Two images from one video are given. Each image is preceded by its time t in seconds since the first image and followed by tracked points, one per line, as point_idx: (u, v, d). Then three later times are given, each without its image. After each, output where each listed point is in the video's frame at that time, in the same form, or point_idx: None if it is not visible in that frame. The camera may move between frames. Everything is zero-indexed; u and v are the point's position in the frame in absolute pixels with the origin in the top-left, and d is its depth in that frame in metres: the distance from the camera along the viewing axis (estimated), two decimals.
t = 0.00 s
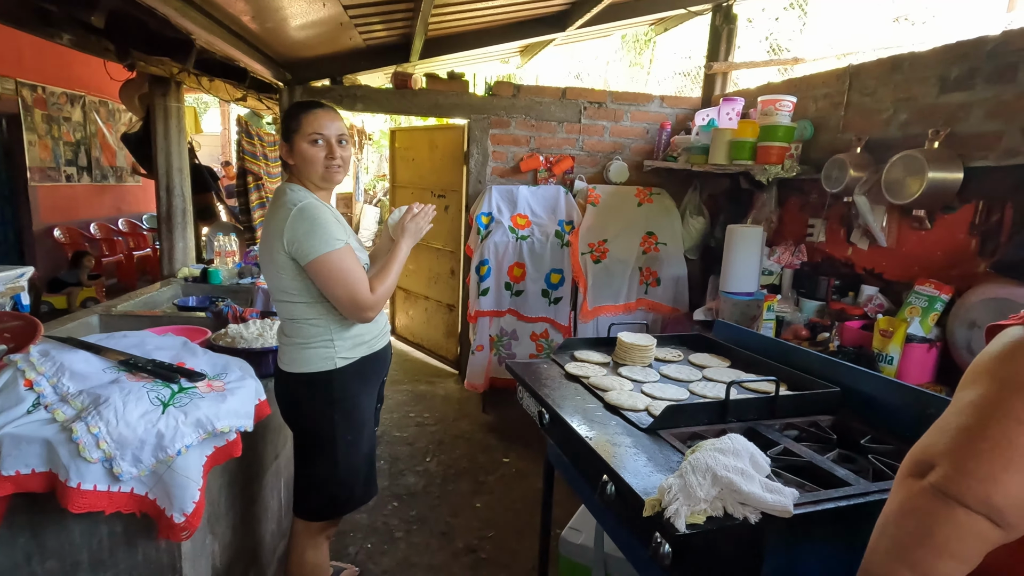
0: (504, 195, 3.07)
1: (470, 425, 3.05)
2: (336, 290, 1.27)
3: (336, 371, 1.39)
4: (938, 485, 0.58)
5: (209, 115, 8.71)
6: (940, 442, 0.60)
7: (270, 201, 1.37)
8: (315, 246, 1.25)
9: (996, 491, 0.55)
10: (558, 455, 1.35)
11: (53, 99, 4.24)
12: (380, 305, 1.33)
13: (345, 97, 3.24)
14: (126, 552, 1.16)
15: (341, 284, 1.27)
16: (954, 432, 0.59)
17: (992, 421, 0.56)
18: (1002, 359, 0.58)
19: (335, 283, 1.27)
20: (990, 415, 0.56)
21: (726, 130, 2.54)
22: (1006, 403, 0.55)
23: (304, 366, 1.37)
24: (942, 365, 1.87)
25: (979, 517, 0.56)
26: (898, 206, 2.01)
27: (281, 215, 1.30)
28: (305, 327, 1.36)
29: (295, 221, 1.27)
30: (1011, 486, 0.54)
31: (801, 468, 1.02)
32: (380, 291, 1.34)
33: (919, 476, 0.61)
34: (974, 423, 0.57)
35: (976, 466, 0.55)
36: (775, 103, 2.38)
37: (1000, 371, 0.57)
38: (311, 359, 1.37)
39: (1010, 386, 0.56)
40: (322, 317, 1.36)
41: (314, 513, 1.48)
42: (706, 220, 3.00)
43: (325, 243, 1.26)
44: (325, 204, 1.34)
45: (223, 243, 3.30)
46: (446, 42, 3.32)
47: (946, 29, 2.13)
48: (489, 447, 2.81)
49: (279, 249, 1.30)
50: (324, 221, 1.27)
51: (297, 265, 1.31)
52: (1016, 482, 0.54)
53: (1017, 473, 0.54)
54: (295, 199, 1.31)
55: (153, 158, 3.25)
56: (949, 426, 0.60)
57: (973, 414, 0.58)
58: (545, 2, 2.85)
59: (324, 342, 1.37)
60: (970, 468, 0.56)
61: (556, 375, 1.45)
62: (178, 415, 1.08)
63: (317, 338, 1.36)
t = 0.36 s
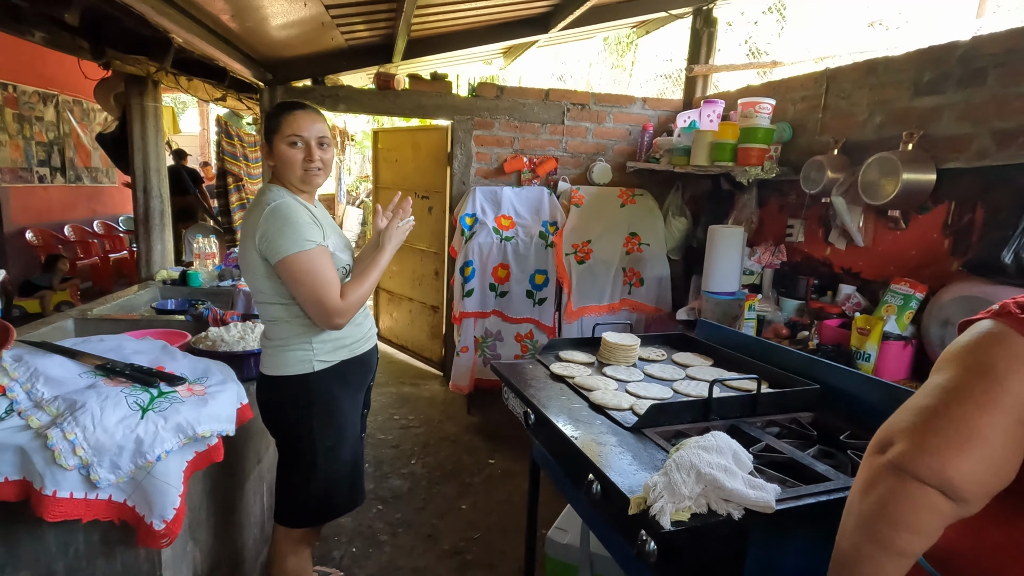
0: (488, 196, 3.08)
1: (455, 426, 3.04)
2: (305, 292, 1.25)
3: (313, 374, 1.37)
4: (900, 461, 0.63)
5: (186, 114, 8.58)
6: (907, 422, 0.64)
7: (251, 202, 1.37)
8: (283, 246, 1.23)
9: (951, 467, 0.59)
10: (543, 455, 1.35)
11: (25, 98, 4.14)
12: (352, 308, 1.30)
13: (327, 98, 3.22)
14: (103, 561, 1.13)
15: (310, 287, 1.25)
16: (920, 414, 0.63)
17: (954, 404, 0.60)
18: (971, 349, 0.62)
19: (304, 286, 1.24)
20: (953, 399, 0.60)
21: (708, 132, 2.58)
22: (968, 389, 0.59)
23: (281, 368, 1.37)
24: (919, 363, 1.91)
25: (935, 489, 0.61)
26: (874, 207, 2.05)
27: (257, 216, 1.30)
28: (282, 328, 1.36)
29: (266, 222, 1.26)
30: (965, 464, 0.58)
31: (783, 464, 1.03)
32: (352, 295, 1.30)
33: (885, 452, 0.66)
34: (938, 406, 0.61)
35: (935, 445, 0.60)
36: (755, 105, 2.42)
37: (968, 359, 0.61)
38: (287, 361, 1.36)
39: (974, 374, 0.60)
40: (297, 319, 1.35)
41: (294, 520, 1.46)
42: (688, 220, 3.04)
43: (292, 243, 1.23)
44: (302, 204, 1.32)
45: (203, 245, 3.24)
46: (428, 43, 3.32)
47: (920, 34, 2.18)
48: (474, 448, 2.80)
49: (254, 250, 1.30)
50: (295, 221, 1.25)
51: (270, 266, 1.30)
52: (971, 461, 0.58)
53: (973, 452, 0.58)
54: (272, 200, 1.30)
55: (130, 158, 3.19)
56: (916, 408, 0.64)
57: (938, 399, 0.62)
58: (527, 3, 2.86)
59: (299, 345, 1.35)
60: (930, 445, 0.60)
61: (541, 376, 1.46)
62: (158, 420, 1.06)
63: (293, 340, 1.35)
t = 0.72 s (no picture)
0: (478, 198, 3.07)
1: (446, 429, 3.03)
2: (293, 295, 1.23)
3: (300, 377, 1.35)
4: (893, 317, 0.51)
5: (170, 114, 8.48)
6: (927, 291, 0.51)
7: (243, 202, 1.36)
8: (272, 246, 1.22)
9: (940, 346, 0.49)
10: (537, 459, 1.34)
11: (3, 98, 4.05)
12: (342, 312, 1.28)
13: (315, 98, 3.20)
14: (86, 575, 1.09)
15: (297, 288, 1.22)
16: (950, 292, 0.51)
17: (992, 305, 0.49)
18: None
19: (292, 288, 1.22)
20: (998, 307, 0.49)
21: (696, 134, 2.60)
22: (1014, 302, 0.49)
23: (267, 371, 1.35)
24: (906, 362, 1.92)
25: (888, 359, 0.52)
26: (861, 208, 2.07)
27: (247, 215, 1.29)
28: (269, 330, 1.34)
29: (255, 221, 1.25)
30: (960, 346, 0.48)
31: (778, 466, 1.03)
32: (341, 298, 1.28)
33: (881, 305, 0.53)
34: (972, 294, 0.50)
35: (953, 328, 0.49)
36: (743, 108, 2.42)
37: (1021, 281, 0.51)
38: (274, 364, 1.34)
39: None
40: (286, 321, 1.33)
41: (286, 527, 1.44)
42: (677, 222, 3.05)
43: (281, 244, 1.22)
44: (294, 205, 1.31)
45: (187, 248, 3.14)
46: (416, 44, 3.30)
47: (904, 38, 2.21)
48: (465, 452, 2.79)
49: (243, 249, 1.29)
50: (285, 222, 1.24)
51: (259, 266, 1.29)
52: (969, 360, 0.48)
53: (981, 340, 0.48)
54: (262, 200, 1.29)
55: (113, 159, 3.14)
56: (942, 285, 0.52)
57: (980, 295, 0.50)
58: (516, 5, 2.85)
59: (287, 348, 1.33)
60: (943, 320, 0.49)
61: (534, 379, 1.44)
62: (144, 428, 1.03)
63: (280, 343, 1.33)
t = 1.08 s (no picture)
0: (475, 202, 3.07)
1: (443, 434, 3.01)
2: (299, 304, 1.22)
3: (297, 383, 1.34)
4: (882, 439, 0.68)
5: (163, 117, 8.44)
6: (895, 400, 0.67)
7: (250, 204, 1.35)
8: (280, 254, 1.21)
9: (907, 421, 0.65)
10: (540, 465, 1.33)
11: None
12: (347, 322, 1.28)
13: (312, 102, 3.20)
14: None
15: (304, 298, 1.22)
16: (911, 397, 0.66)
17: (941, 400, 0.62)
18: (984, 346, 0.60)
19: (298, 296, 1.21)
20: (946, 401, 0.61)
21: (694, 138, 2.59)
22: (958, 394, 0.61)
23: (264, 374, 1.34)
24: (903, 366, 1.93)
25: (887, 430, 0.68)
26: (858, 212, 2.08)
27: (255, 218, 1.27)
28: (268, 334, 1.33)
29: (265, 227, 1.24)
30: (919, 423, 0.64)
31: (783, 473, 1.03)
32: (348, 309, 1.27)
33: (874, 416, 0.70)
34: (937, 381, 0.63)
35: (920, 439, 0.64)
36: (741, 112, 2.43)
37: (973, 361, 0.61)
38: (271, 368, 1.33)
39: (968, 382, 0.60)
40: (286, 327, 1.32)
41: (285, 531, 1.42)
42: (674, 226, 3.06)
43: (290, 252, 1.21)
44: (303, 212, 1.30)
45: (183, 252, 3.13)
46: (413, 48, 3.29)
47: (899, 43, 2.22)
48: (463, 456, 2.78)
49: (248, 253, 1.28)
50: (294, 230, 1.23)
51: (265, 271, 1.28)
52: (949, 462, 0.62)
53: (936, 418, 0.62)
54: (272, 205, 1.28)
55: (107, 163, 3.11)
56: (909, 388, 0.67)
57: (933, 390, 0.63)
58: (513, 9, 2.85)
59: (288, 354, 1.33)
60: (909, 435, 0.65)
61: (536, 385, 1.44)
62: (145, 437, 1.02)
63: (279, 347, 1.32)
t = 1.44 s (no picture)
0: (475, 203, 3.07)
1: (443, 435, 3.01)
2: (308, 308, 1.18)
3: (312, 392, 1.34)
4: (887, 430, 0.69)
5: (160, 117, 8.43)
6: (903, 393, 0.68)
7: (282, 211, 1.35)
8: (300, 263, 1.19)
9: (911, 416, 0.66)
10: (543, 469, 1.33)
11: None
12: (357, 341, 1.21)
13: (311, 102, 3.20)
14: None
15: (315, 311, 1.17)
16: (919, 391, 0.66)
17: (947, 394, 0.63)
18: (995, 343, 0.61)
19: (310, 308, 1.18)
20: (951, 395, 0.63)
21: (693, 140, 2.58)
22: (963, 389, 0.62)
23: (278, 383, 1.34)
24: (903, 368, 1.93)
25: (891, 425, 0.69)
26: (858, 214, 2.08)
27: (284, 225, 1.27)
28: (287, 342, 1.34)
29: (292, 233, 1.24)
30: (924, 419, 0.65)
31: (786, 476, 1.03)
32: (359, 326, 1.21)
33: (882, 409, 0.71)
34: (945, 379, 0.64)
35: (924, 430, 0.65)
36: (740, 114, 2.42)
37: (982, 357, 0.61)
38: (286, 377, 1.33)
39: (973, 378, 0.61)
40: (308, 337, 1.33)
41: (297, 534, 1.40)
42: (674, 227, 3.05)
43: (309, 262, 1.19)
44: (333, 224, 1.29)
45: (181, 253, 3.11)
46: (412, 49, 3.29)
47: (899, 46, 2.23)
48: (463, 458, 2.77)
49: (275, 259, 1.28)
50: (321, 240, 1.21)
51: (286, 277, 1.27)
52: (950, 454, 0.63)
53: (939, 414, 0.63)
54: (304, 214, 1.28)
55: (105, 163, 3.10)
56: (920, 382, 0.67)
57: (941, 384, 0.64)
58: (513, 10, 2.85)
59: (301, 363, 1.33)
60: (912, 426, 0.66)
61: (538, 387, 1.44)
62: (146, 441, 1.01)
63: (298, 357, 1.33)
